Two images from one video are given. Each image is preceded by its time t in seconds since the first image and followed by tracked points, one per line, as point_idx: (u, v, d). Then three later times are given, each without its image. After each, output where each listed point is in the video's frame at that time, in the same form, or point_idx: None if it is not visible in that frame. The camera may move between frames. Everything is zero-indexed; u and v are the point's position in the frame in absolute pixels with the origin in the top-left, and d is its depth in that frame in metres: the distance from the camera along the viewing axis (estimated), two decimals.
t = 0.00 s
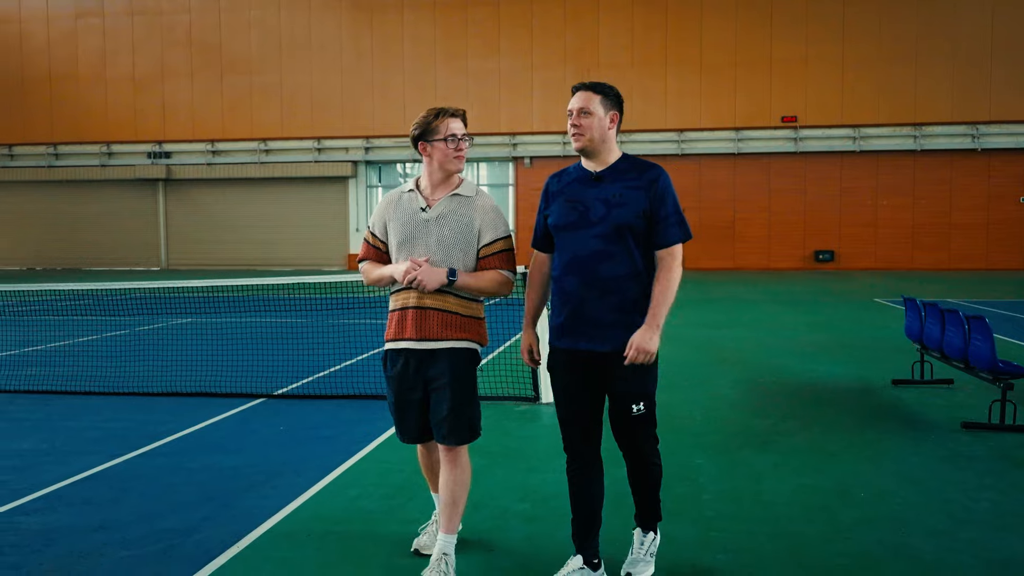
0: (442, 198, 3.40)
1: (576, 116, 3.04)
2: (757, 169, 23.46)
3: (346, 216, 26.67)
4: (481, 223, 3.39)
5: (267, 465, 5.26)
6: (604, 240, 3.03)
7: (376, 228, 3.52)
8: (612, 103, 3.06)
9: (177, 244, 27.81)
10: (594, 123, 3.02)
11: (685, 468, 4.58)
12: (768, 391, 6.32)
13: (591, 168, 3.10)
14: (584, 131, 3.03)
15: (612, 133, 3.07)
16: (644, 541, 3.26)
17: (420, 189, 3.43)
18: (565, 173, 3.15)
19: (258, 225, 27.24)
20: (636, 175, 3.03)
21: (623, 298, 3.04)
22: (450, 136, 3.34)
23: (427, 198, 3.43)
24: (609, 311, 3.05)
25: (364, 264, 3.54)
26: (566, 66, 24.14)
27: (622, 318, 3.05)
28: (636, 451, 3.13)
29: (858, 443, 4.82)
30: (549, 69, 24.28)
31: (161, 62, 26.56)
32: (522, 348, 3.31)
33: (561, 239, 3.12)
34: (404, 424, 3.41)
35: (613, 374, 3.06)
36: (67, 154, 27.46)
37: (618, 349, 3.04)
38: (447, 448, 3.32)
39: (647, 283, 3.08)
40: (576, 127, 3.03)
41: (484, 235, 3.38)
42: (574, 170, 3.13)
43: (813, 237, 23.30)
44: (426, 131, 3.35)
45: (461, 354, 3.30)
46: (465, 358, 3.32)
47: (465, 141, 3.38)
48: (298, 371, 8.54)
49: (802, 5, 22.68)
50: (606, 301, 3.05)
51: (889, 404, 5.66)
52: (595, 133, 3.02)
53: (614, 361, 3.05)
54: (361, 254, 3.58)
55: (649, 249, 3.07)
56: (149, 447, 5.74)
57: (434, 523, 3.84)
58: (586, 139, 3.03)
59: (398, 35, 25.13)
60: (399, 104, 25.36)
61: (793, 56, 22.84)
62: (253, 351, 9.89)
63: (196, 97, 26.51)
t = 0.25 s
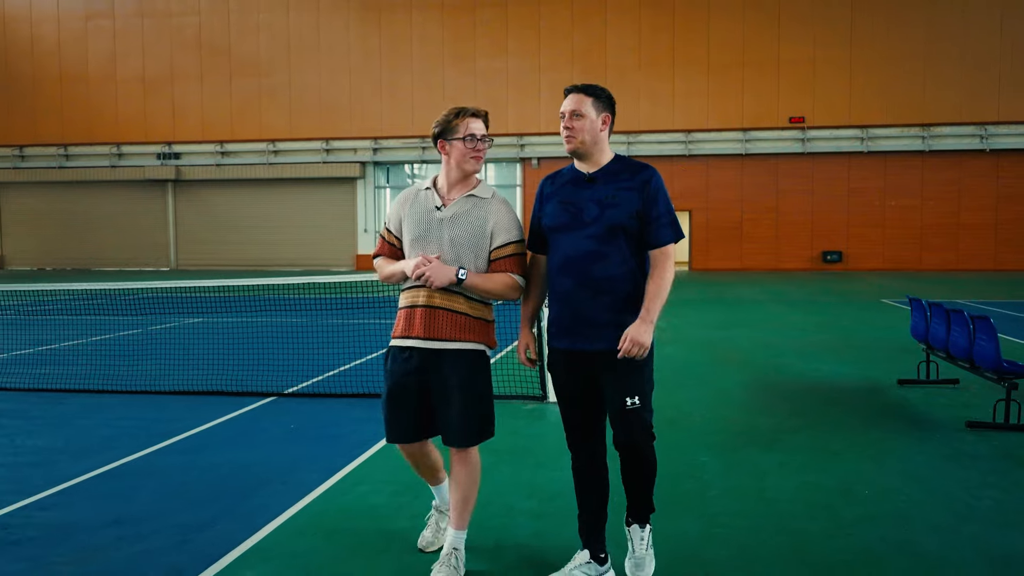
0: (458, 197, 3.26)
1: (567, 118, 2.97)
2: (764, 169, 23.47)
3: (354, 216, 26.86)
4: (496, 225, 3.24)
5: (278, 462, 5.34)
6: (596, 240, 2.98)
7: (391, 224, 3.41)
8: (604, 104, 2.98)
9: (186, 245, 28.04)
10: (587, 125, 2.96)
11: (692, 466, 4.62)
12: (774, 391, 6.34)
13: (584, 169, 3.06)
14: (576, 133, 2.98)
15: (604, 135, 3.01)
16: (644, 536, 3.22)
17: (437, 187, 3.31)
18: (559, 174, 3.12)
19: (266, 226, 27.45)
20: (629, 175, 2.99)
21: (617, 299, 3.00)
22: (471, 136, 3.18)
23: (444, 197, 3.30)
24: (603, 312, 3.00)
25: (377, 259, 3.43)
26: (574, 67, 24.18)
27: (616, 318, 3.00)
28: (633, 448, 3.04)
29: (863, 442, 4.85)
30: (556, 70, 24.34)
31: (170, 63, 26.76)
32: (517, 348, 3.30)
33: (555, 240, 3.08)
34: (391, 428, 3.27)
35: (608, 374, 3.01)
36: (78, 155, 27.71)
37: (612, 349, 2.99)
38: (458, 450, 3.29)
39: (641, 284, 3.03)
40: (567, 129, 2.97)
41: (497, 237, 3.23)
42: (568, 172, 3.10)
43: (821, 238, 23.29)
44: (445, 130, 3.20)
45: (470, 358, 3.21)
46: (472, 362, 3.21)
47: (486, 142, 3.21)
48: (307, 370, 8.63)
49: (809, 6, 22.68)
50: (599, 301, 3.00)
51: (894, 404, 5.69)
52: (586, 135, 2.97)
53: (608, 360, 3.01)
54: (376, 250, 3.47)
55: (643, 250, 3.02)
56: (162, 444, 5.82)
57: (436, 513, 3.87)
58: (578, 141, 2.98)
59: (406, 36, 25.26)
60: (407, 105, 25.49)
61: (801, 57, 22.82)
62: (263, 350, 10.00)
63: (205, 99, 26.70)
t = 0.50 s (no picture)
0: (466, 199, 3.27)
1: (564, 118, 3.00)
2: (772, 170, 23.47)
3: (361, 217, 26.98)
4: (502, 228, 3.24)
5: (289, 458, 5.43)
6: (589, 240, 3.02)
7: (402, 223, 3.44)
8: (601, 105, 3.01)
9: (195, 245, 28.21)
10: (583, 125, 2.98)
11: (696, 463, 4.68)
12: (779, 390, 6.40)
13: (580, 169, 3.10)
14: (572, 133, 3.00)
15: (600, 135, 3.03)
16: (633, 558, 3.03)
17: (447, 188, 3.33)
18: (557, 175, 3.16)
19: (274, 226, 27.58)
20: (623, 176, 3.03)
21: (611, 298, 3.02)
22: (472, 139, 3.18)
23: (452, 198, 3.33)
24: (596, 309, 3.03)
25: (388, 257, 3.47)
26: (581, 68, 24.22)
27: (608, 316, 3.03)
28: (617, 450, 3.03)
29: (866, 440, 4.90)
30: (563, 70, 24.38)
31: (179, 65, 26.95)
32: (522, 347, 3.37)
33: (550, 240, 3.12)
34: (387, 419, 3.27)
35: (600, 371, 3.03)
36: (88, 155, 27.92)
37: (605, 347, 3.02)
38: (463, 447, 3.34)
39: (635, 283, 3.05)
40: (564, 130, 3.00)
41: (503, 241, 3.23)
42: (565, 172, 3.14)
43: (828, 239, 23.26)
44: (449, 132, 3.21)
45: (474, 358, 3.21)
46: (477, 363, 3.21)
47: (490, 144, 3.19)
48: (315, 369, 8.72)
49: (816, 6, 22.65)
50: (592, 300, 3.03)
51: (898, 402, 5.74)
52: (582, 135, 2.99)
53: (600, 358, 3.03)
54: (387, 248, 3.51)
55: (637, 249, 3.05)
56: (175, 441, 5.92)
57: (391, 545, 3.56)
58: (574, 141, 3.01)
59: (414, 37, 25.36)
60: (414, 106, 25.60)
61: (808, 57, 22.80)
62: (271, 350, 10.10)
63: (213, 100, 26.89)
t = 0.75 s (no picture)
0: (462, 198, 3.31)
1: (562, 117, 3.05)
2: (778, 170, 23.46)
3: (367, 216, 27.10)
4: (498, 225, 3.28)
5: (297, 454, 5.50)
6: (586, 240, 3.05)
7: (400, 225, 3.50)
8: (599, 104, 3.04)
9: (202, 245, 28.37)
10: (580, 125, 3.02)
11: (698, 460, 4.73)
12: (782, 388, 6.44)
13: (579, 169, 3.12)
14: (570, 132, 3.04)
15: (599, 134, 3.06)
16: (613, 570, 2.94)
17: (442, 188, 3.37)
18: (558, 174, 3.20)
19: (281, 226, 27.72)
20: (621, 175, 3.03)
21: (607, 297, 3.04)
22: (464, 137, 3.24)
23: (448, 197, 3.36)
24: (592, 310, 3.05)
25: (391, 259, 3.55)
26: (587, 68, 24.25)
27: (605, 316, 3.04)
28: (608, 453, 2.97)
29: (867, 437, 4.95)
30: (569, 70, 24.42)
31: (186, 65, 27.10)
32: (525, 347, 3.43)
33: (550, 240, 3.16)
34: (390, 414, 3.29)
35: (596, 371, 3.04)
36: (96, 156, 28.10)
37: (600, 347, 3.03)
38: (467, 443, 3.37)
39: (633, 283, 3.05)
40: (561, 129, 3.05)
41: (500, 238, 3.27)
42: (566, 172, 3.17)
43: (834, 238, 23.25)
44: (442, 132, 3.28)
45: (478, 357, 3.25)
46: (480, 361, 3.26)
47: (482, 143, 3.26)
48: (322, 367, 8.80)
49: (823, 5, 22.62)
50: (588, 300, 3.06)
51: (900, 400, 5.78)
52: (580, 135, 3.03)
53: (595, 358, 3.05)
54: (389, 251, 3.59)
55: (637, 249, 3.05)
56: (185, 437, 6.00)
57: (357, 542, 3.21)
58: (572, 140, 3.05)
59: (420, 38, 25.43)
60: (421, 106, 25.67)
61: (814, 56, 22.78)
62: (278, 348, 10.17)
63: (221, 100, 27.03)
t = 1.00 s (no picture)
0: (452, 197, 3.37)
1: (564, 117, 3.11)
2: (784, 170, 23.45)
3: (374, 216, 27.21)
4: (492, 221, 3.35)
5: (305, 450, 5.58)
6: (583, 241, 3.09)
7: (388, 228, 3.53)
8: (603, 105, 3.08)
9: (210, 245, 28.54)
10: (580, 125, 3.07)
11: (701, 456, 4.79)
12: (785, 386, 6.49)
13: (584, 169, 3.16)
14: (571, 132, 3.11)
15: (602, 134, 3.09)
16: None
17: (431, 188, 3.42)
18: (564, 174, 3.24)
19: (288, 226, 27.86)
20: (623, 177, 3.05)
21: (602, 300, 3.08)
22: (445, 137, 3.30)
23: (437, 197, 3.42)
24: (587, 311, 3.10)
25: (379, 263, 3.56)
26: (594, 68, 24.30)
27: (599, 319, 3.08)
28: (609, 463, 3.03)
29: (869, 434, 4.99)
30: (576, 70, 24.45)
31: (194, 66, 27.27)
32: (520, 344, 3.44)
33: (551, 239, 3.22)
34: (391, 420, 3.32)
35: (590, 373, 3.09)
36: (105, 156, 28.29)
37: (593, 349, 3.07)
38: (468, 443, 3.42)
39: (629, 287, 3.08)
40: (563, 129, 3.12)
41: (495, 233, 3.35)
42: (572, 172, 3.22)
43: (841, 238, 23.22)
44: (424, 135, 3.36)
45: (477, 356, 3.33)
46: (479, 361, 3.33)
47: (461, 140, 3.31)
48: (329, 365, 8.88)
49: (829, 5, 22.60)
50: (583, 301, 3.11)
51: (903, 399, 5.82)
52: (580, 135, 3.08)
53: (588, 360, 3.10)
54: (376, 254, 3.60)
55: (635, 251, 3.07)
56: (194, 433, 6.09)
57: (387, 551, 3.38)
58: (574, 140, 3.11)
59: (427, 38, 25.53)
60: (427, 106, 25.76)
61: (821, 56, 22.76)
62: (285, 346, 10.25)
63: (228, 101, 27.19)
